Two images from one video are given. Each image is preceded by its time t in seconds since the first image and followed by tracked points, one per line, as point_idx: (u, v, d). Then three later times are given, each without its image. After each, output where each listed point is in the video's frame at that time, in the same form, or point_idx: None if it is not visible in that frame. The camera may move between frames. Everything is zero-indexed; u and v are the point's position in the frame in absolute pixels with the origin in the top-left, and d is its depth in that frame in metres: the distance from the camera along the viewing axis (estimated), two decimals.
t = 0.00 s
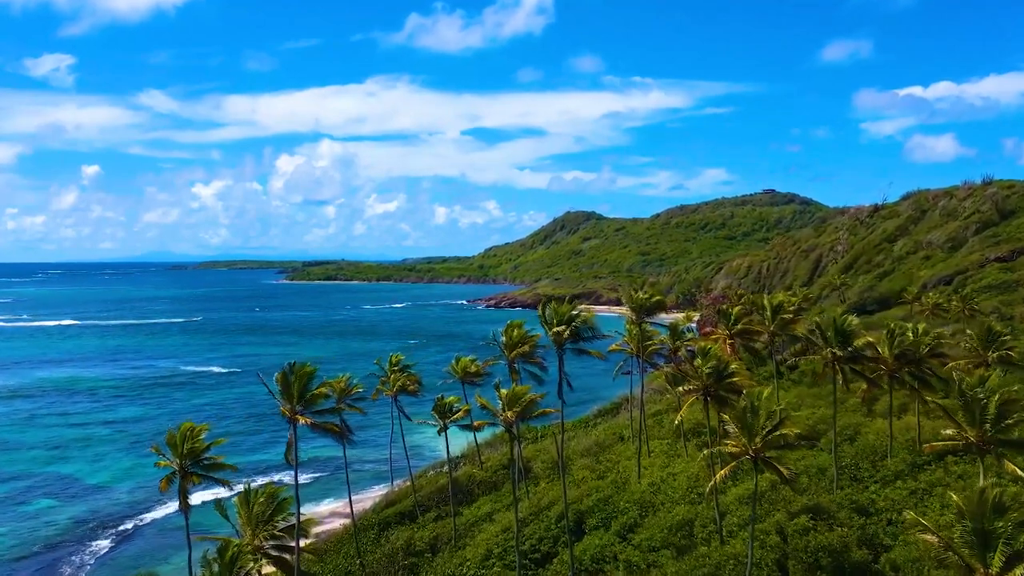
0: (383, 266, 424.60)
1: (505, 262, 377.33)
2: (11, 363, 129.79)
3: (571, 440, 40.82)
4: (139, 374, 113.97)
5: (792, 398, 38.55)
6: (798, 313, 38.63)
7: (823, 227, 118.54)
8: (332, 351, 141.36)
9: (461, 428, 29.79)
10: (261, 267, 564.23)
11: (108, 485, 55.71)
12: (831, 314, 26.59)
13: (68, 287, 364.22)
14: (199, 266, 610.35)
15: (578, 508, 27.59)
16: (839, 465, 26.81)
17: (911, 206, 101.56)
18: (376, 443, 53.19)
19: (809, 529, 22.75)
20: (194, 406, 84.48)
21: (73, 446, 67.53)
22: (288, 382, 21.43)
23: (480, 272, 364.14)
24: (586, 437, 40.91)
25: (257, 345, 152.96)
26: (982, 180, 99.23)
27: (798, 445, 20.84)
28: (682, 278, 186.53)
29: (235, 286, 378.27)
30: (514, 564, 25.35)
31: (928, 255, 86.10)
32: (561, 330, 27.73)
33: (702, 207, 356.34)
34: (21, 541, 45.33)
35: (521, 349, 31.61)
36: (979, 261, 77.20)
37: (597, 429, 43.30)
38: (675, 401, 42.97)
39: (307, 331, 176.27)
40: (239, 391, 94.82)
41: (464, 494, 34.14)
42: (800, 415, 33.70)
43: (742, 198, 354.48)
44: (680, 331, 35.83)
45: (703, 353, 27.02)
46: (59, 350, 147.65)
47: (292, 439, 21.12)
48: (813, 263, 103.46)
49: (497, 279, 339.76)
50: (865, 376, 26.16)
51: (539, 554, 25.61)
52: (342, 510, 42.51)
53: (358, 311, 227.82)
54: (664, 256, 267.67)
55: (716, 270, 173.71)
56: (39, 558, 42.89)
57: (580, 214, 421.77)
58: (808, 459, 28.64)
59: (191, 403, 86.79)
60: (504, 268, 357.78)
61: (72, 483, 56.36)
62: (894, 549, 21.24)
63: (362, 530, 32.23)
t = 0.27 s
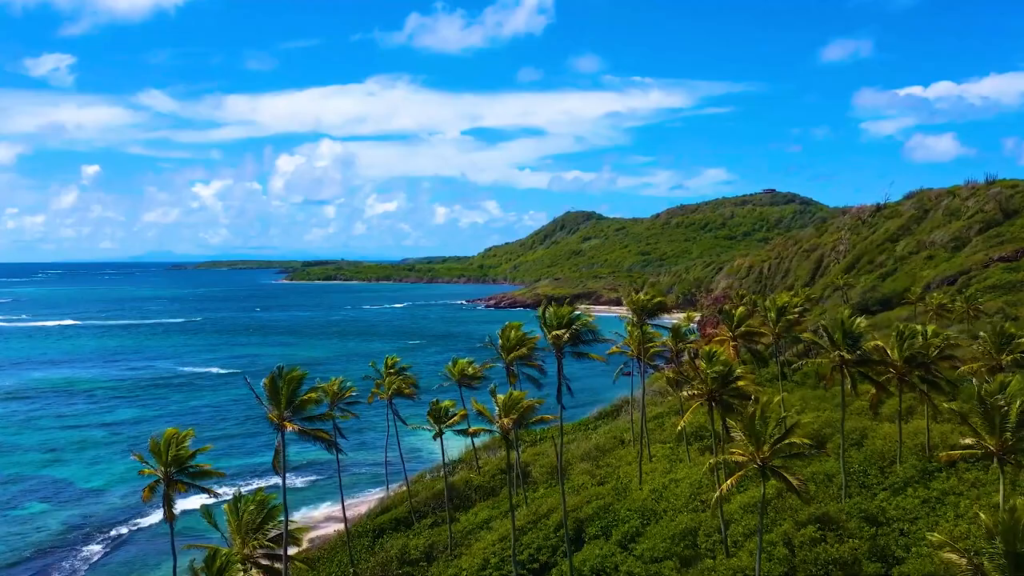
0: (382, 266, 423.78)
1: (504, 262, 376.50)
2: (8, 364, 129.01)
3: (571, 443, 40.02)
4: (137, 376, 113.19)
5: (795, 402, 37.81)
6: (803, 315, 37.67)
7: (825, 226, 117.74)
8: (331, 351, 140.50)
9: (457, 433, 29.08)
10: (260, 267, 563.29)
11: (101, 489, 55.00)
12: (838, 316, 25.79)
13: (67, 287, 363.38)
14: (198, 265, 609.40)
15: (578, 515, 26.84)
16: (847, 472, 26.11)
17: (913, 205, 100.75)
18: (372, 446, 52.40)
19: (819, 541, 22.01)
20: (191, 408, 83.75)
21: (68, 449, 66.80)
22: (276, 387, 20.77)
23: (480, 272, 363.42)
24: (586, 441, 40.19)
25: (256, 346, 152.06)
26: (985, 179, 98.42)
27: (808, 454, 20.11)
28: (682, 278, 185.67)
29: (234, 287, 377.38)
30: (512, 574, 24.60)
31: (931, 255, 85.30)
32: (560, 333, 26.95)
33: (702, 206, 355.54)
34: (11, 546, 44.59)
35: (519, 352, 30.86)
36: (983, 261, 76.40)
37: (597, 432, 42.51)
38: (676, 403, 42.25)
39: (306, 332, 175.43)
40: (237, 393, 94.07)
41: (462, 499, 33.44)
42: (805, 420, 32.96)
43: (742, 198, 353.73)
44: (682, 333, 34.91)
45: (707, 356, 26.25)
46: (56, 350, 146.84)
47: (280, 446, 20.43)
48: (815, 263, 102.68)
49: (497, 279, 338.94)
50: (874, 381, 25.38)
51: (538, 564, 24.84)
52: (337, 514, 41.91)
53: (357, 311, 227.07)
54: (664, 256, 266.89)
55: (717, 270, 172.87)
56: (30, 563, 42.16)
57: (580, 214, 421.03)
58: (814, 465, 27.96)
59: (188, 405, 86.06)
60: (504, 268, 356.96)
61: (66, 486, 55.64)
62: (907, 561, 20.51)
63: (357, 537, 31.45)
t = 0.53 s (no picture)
0: (382, 266, 423.12)
1: (504, 262, 375.74)
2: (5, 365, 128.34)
3: (569, 447, 39.32)
4: (134, 376, 112.49)
5: (798, 404, 37.21)
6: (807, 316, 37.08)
7: (826, 226, 117.03)
8: (329, 352, 139.78)
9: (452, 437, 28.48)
10: (260, 267, 562.56)
11: (95, 492, 54.33)
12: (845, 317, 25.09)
13: (66, 287, 362.74)
14: (198, 265, 608.67)
15: (577, 523, 26.16)
16: (854, 477, 25.49)
17: (915, 205, 100.00)
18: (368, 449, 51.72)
19: (827, 552, 21.38)
20: (188, 410, 83.07)
21: (63, 451, 66.15)
22: (264, 392, 20.16)
23: (479, 272, 362.73)
24: (585, 443, 39.55)
25: (254, 346, 151.33)
26: (988, 178, 97.65)
27: (816, 462, 19.55)
28: (682, 278, 184.89)
29: (234, 286, 376.67)
30: None
31: (933, 255, 84.58)
32: (559, 336, 26.28)
33: (702, 206, 354.83)
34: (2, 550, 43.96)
35: (517, 354, 30.18)
36: (986, 261, 75.67)
37: (596, 435, 41.81)
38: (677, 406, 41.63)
39: (305, 332, 174.72)
40: (234, 394, 93.39)
41: (459, 504, 32.80)
42: (810, 423, 32.34)
43: (742, 198, 352.88)
44: (684, 334, 34.15)
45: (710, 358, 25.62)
46: (54, 351, 146.19)
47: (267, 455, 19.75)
48: (816, 263, 101.98)
49: (496, 279, 338.20)
50: (882, 384, 24.75)
51: (536, 573, 24.15)
52: (333, 518, 41.31)
53: (357, 312, 226.38)
54: (664, 256, 266.10)
55: (717, 270, 172.12)
56: (20, 568, 41.49)
57: (580, 214, 420.35)
58: (819, 470, 27.36)
59: (186, 406, 85.38)
60: (503, 268, 356.21)
61: (59, 490, 54.99)
62: (920, 572, 19.88)
63: (351, 543, 30.73)
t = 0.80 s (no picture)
0: (381, 266, 422.41)
1: (504, 262, 374.93)
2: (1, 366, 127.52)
3: (568, 451, 38.42)
4: (131, 378, 111.69)
5: (802, 408, 36.66)
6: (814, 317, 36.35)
7: (827, 226, 116.22)
8: (328, 352, 138.97)
9: (447, 442, 27.76)
10: (259, 267, 561.71)
11: (88, 496, 53.56)
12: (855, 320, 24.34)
13: (65, 287, 361.87)
14: (197, 265, 607.88)
15: (576, 532, 25.38)
16: (863, 485, 24.78)
17: (917, 204, 99.15)
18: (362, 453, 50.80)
19: (837, 564, 20.66)
20: (185, 412, 82.26)
21: (57, 454, 65.37)
22: (251, 399, 20.54)
23: (479, 271, 361.91)
24: (584, 447, 38.75)
25: (252, 347, 150.51)
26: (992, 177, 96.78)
27: (828, 471, 18.86)
28: (683, 278, 184.03)
29: (233, 286, 375.90)
30: None
31: (936, 254, 83.76)
32: (559, 339, 25.45)
33: (702, 206, 354.00)
34: None
35: (515, 357, 29.39)
36: (990, 261, 74.85)
37: (595, 439, 40.92)
38: (679, 409, 40.91)
39: (304, 332, 173.93)
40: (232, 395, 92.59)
41: (456, 510, 32.00)
42: (816, 427, 31.63)
43: (742, 198, 352.05)
44: (687, 336, 33.43)
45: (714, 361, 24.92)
46: (51, 352, 145.39)
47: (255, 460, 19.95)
48: (818, 263, 101.16)
49: (496, 279, 337.35)
50: (893, 388, 24.03)
51: None
52: (329, 523, 40.50)
53: (356, 312, 225.58)
54: (664, 256, 265.23)
55: (717, 270, 171.28)
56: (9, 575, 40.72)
57: (580, 214, 419.51)
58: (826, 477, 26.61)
59: (182, 408, 84.59)
60: (503, 268, 355.41)
61: (52, 494, 54.22)
62: None
63: (344, 550, 29.92)
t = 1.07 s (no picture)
0: (381, 266, 421.72)
1: (504, 262, 374.13)
2: None
3: (568, 456, 37.52)
4: (128, 379, 110.93)
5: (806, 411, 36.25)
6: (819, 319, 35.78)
7: (829, 225, 115.40)
8: (327, 353, 138.15)
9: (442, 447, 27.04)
10: (259, 267, 561.00)
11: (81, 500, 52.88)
12: (865, 323, 23.65)
13: (64, 287, 361.11)
14: (197, 265, 607.10)
15: (576, 541, 24.62)
16: (873, 493, 24.13)
17: (920, 203, 98.34)
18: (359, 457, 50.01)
19: None
20: (182, 414, 81.57)
21: (51, 456, 64.60)
22: (235, 404, 20.15)
23: (479, 271, 361.17)
24: (584, 451, 37.95)
25: (251, 347, 149.76)
26: (995, 177, 95.94)
27: (840, 483, 18.22)
28: (683, 278, 183.17)
29: (232, 286, 375.17)
30: None
31: (940, 254, 82.96)
32: (558, 343, 24.64)
33: (702, 206, 353.24)
34: None
35: (513, 360, 28.58)
36: (994, 261, 74.07)
37: (595, 443, 40.05)
38: (681, 412, 40.16)
39: (302, 332, 173.18)
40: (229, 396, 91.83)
41: (452, 517, 31.21)
42: (822, 431, 30.99)
43: (743, 198, 351.21)
44: (689, 338, 32.80)
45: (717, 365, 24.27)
46: (48, 352, 144.56)
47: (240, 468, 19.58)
48: (820, 263, 100.38)
49: (496, 279, 336.56)
50: (905, 392, 23.40)
51: None
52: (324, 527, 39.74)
53: (355, 312, 224.85)
54: (664, 255, 264.40)
55: (718, 270, 170.40)
56: None
57: (580, 214, 418.70)
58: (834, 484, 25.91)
59: (179, 410, 83.90)
60: (503, 268, 354.67)
61: (45, 497, 53.54)
62: None
63: (338, 558, 29.12)
